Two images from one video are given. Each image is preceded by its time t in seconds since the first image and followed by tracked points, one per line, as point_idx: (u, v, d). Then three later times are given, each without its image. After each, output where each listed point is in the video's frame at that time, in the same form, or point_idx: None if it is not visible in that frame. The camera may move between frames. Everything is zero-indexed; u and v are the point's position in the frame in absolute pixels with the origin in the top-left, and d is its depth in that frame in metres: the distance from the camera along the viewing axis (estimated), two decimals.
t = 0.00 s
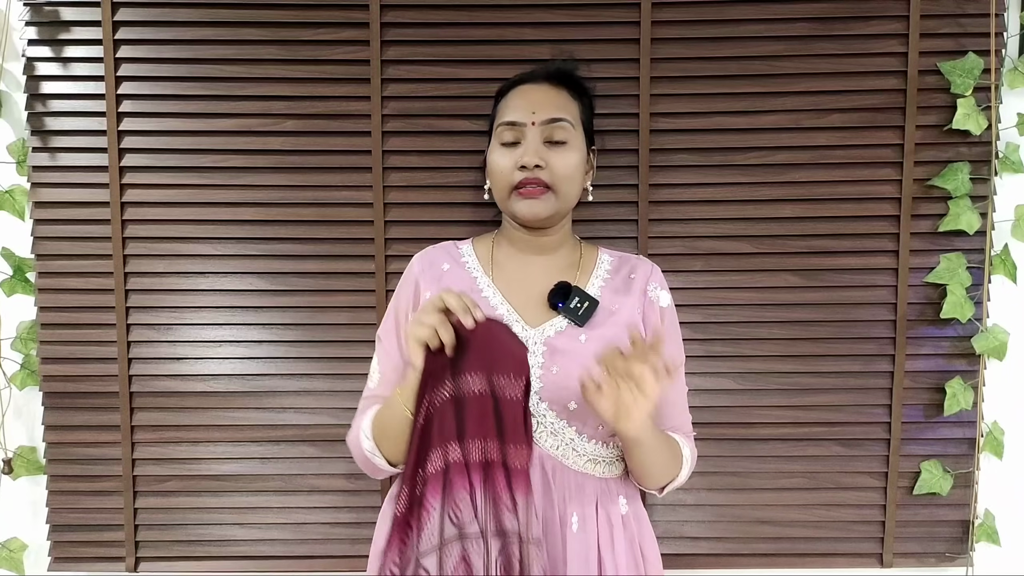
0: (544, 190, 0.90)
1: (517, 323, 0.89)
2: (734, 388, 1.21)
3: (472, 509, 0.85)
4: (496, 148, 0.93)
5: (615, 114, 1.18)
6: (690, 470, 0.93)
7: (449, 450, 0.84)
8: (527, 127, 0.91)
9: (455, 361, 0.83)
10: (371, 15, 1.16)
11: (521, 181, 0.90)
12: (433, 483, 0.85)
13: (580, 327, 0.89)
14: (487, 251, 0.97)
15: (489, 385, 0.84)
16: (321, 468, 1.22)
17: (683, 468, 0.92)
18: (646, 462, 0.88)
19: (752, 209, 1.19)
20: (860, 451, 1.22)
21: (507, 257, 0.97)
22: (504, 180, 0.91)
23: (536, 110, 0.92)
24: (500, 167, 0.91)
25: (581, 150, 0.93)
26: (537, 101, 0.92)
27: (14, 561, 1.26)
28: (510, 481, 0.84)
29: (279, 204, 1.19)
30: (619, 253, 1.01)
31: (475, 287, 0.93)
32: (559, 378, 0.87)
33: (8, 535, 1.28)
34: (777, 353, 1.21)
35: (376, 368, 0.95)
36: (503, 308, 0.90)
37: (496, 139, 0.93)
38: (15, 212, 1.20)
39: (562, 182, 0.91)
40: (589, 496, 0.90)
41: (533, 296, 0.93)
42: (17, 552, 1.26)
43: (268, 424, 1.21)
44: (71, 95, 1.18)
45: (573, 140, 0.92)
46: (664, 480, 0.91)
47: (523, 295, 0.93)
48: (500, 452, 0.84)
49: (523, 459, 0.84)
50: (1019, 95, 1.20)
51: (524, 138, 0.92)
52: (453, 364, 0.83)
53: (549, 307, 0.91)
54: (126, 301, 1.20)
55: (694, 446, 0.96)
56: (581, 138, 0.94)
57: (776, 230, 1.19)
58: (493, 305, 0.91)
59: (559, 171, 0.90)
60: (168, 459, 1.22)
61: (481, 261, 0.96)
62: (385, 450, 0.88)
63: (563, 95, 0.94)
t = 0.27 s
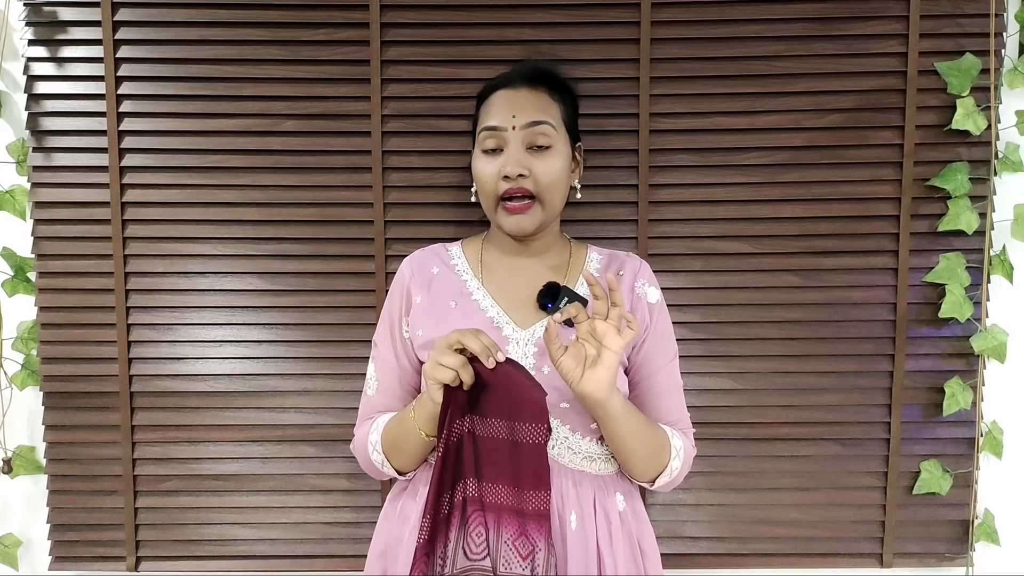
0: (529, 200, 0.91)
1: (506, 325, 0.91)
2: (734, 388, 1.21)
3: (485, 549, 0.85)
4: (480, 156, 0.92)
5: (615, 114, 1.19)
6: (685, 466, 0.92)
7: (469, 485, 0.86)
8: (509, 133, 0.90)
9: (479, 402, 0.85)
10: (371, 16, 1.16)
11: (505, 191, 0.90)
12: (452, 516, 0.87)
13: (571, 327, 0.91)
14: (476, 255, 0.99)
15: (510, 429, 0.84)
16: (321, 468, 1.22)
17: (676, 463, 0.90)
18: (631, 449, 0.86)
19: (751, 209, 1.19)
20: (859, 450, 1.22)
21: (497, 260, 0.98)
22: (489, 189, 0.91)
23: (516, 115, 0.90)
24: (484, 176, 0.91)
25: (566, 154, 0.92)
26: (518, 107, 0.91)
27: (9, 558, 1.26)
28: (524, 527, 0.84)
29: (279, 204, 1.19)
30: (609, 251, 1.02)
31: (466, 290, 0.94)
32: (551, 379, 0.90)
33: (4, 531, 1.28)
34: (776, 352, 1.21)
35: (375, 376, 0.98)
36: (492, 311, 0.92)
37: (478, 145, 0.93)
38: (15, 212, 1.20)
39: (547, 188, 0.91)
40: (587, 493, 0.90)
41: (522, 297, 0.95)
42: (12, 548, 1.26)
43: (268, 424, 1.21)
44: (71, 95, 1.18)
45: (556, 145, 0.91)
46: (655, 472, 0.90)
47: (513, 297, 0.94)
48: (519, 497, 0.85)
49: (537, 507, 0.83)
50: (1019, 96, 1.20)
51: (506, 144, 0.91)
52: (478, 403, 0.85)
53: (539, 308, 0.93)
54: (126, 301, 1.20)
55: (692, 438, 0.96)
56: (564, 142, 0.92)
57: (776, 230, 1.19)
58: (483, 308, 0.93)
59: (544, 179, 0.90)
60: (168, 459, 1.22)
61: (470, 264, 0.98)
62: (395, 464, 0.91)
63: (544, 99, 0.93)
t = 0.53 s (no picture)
0: (520, 195, 0.91)
1: (500, 328, 0.91)
2: (734, 389, 1.21)
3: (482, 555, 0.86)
4: (466, 157, 0.93)
5: (615, 114, 1.18)
6: (681, 461, 0.93)
7: (465, 492, 0.86)
8: (493, 131, 0.91)
9: (476, 409, 0.85)
10: (371, 16, 1.16)
11: (495, 188, 0.91)
12: (448, 521, 0.87)
13: (565, 327, 0.91)
14: (469, 258, 0.99)
15: (506, 437, 0.83)
16: (321, 468, 1.22)
17: (672, 459, 0.91)
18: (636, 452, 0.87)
19: (751, 209, 1.19)
20: (860, 451, 1.22)
21: (489, 263, 0.98)
22: (478, 189, 0.92)
23: (499, 113, 0.91)
24: (472, 177, 0.91)
25: (550, 147, 0.93)
26: (500, 106, 0.92)
27: (18, 559, 1.26)
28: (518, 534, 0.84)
29: (279, 204, 1.19)
30: (600, 248, 1.01)
31: (458, 294, 0.95)
32: (547, 380, 0.89)
33: (13, 533, 1.28)
34: (776, 352, 1.20)
35: (372, 382, 0.99)
36: (486, 314, 0.92)
37: (463, 148, 0.93)
38: (15, 212, 1.21)
39: (536, 182, 0.91)
40: (584, 492, 0.91)
41: (515, 299, 0.94)
42: (21, 549, 1.26)
43: (268, 424, 1.21)
44: (71, 95, 1.18)
45: (540, 140, 0.92)
46: (655, 470, 0.90)
47: (505, 300, 0.94)
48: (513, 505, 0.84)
49: (531, 515, 0.83)
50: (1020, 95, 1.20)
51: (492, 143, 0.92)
52: (474, 410, 0.85)
53: (532, 309, 0.93)
54: (126, 301, 1.20)
55: (686, 434, 0.97)
56: (547, 136, 0.94)
57: (776, 230, 1.19)
58: (477, 311, 0.92)
59: (532, 173, 0.90)
60: (168, 459, 1.22)
61: (463, 268, 0.98)
62: (395, 471, 0.92)
63: (524, 96, 0.94)
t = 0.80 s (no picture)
0: (513, 194, 0.91)
1: (496, 329, 0.91)
2: (734, 389, 1.21)
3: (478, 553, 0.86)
4: (453, 166, 0.93)
5: (615, 114, 1.19)
6: (684, 449, 0.92)
7: (462, 491, 0.86)
8: (477, 136, 0.91)
9: (472, 407, 0.85)
10: (371, 16, 1.16)
11: (487, 192, 0.91)
12: (449, 520, 0.87)
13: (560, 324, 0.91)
14: (461, 261, 0.99)
15: (501, 436, 0.83)
16: (321, 468, 1.22)
17: (674, 446, 0.90)
18: (636, 431, 0.87)
19: (751, 209, 1.19)
20: (860, 451, 1.22)
21: (481, 264, 0.98)
22: (469, 195, 0.92)
23: (480, 118, 0.91)
24: (462, 183, 0.91)
25: (534, 144, 0.94)
26: (479, 109, 0.92)
27: (15, 562, 1.25)
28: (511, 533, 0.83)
29: (279, 204, 1.19)
30: (591, 244, 1.02)
31: (452, 296, 0.95)
32: (544, 377, 0.90)
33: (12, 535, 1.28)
34: (777, 352, 1.20)
35: (369, 388, 0.99)
36: (481, 315, 0.92)
37: (447, 157, 0.93)
38: (16, 212, 1.21)
39: (525, 181, 0.92)
40: (584, 489, 0.90)
41: (509, 299, 0.94)
42: (18, 552, 1.26)
43: (268, 424, 1.21)
44: (71, 95, 1.18)
45: (523, 137, 0.93)
46: (655, 455, 0.89)
47: (500, 300, 0.94)
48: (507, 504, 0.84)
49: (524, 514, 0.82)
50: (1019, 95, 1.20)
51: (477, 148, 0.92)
52: (470, 409, 0.85)
53: (526, 307, 0.93)
54: (126, 301, 1.20)
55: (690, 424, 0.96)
56: (529, 133, 0.94)
57: (776, 230, 1.19)
58: (471, 313, 0.93)
59: (521, 171, 0.91)
60: (168, 459, 1.22)
61: (456, 271, 0.98)
62: (396, 475, 0.92)
63: (502, 97, 0.94)
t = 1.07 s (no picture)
0: (501, 198, 0.91)
1: (491, 330, 0.91)
2: (735, 389, 1.21)
3: (474, 554, 0.86)
4: (439, 175, 0.92)
5: (615, 114, 1.18)
6: (681, 442, 0.93)
7: (458, 491, 0.86)
8: (461, 143, 0.91)
9: (469, 406, 0.85)
10: (371, 16, 1.16)
11: (475, 197, 0.91)
12: (448, 522, 0.86)
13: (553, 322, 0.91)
14: (452, 266, 0.99)
15: (498, 435, 0.83)
16: (321, 468, 1.21)
17: (672, 440, 0.91)
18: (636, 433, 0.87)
19: (752, 209, 1.19)
20: (860, 451, 1.22)
21: (472, 268, 0.98)
22: (458, 203, 0.91)
23: (463, 124, 0.91)
24: (450, 191, 0.91)
25: (518, 147, 0.94)
26: (461, 116, 0.92)
27: (15, 560, 1.25)
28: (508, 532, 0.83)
29: (278, 204, 1.19)
30: (581, 241, 1.02)
31: (445, 301, 0.95)
32: (540, 377, 0.90)
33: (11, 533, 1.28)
34: (777, 352, 1.20)
35: (366, 395, 0.99)
36: (475, 318, 0.92)
37: (432, 164, 0.93)
38: (16, 212, 1.21)
39: (512, 185, 0.92)
40: (584, 486, 0.90)
41: (503, 300, 0.94)
42: (18, 550, 1.26)
43: (268, 424, 1.21)
44: (71, 95, 1.18)
45: (508, 140, 0.93)
46: (655, 452, 0.90)
47: (493, 301, 0.94)
48: (504, 504, 0.84)
49: (520, 515, 0.82)
50: (1019, 95, 1.20)
51: (462, 155, 0.92)
52: (467, 408, 0.85)
53: (519, 309, 0.93)
54: (126, 301, 1.20)
55: (685, 415, 0.97)
56: (513, 137, 0.94)
57: (776, 230, 1.19)
58: (465, 317, 0.92)
59: (507, 175, 0.91)
60: (167, 459, 1.22)
61: (448, 276, 0.98)
62: (396, 480, 0.92)
63: (484, 102, 0.94)
